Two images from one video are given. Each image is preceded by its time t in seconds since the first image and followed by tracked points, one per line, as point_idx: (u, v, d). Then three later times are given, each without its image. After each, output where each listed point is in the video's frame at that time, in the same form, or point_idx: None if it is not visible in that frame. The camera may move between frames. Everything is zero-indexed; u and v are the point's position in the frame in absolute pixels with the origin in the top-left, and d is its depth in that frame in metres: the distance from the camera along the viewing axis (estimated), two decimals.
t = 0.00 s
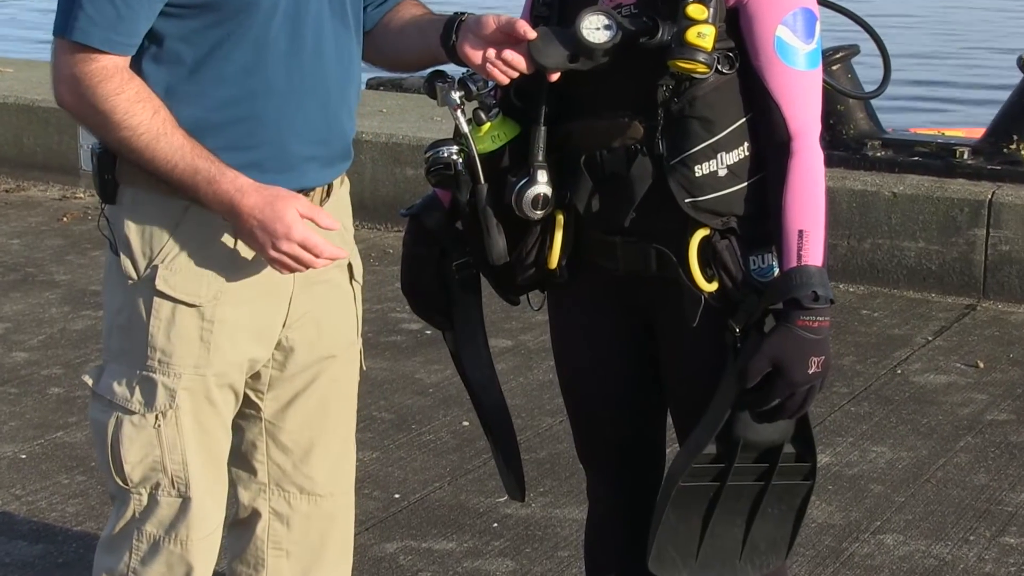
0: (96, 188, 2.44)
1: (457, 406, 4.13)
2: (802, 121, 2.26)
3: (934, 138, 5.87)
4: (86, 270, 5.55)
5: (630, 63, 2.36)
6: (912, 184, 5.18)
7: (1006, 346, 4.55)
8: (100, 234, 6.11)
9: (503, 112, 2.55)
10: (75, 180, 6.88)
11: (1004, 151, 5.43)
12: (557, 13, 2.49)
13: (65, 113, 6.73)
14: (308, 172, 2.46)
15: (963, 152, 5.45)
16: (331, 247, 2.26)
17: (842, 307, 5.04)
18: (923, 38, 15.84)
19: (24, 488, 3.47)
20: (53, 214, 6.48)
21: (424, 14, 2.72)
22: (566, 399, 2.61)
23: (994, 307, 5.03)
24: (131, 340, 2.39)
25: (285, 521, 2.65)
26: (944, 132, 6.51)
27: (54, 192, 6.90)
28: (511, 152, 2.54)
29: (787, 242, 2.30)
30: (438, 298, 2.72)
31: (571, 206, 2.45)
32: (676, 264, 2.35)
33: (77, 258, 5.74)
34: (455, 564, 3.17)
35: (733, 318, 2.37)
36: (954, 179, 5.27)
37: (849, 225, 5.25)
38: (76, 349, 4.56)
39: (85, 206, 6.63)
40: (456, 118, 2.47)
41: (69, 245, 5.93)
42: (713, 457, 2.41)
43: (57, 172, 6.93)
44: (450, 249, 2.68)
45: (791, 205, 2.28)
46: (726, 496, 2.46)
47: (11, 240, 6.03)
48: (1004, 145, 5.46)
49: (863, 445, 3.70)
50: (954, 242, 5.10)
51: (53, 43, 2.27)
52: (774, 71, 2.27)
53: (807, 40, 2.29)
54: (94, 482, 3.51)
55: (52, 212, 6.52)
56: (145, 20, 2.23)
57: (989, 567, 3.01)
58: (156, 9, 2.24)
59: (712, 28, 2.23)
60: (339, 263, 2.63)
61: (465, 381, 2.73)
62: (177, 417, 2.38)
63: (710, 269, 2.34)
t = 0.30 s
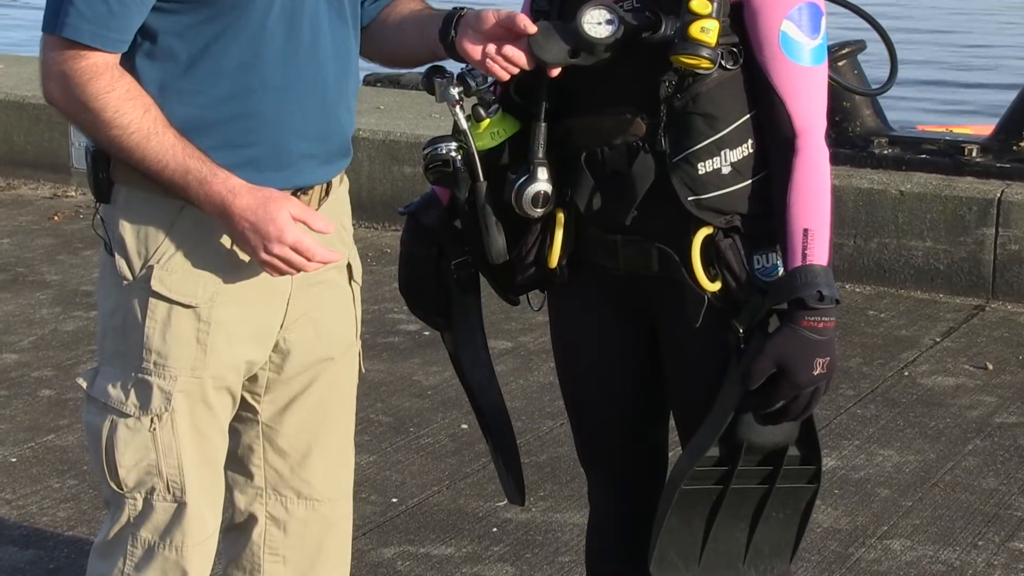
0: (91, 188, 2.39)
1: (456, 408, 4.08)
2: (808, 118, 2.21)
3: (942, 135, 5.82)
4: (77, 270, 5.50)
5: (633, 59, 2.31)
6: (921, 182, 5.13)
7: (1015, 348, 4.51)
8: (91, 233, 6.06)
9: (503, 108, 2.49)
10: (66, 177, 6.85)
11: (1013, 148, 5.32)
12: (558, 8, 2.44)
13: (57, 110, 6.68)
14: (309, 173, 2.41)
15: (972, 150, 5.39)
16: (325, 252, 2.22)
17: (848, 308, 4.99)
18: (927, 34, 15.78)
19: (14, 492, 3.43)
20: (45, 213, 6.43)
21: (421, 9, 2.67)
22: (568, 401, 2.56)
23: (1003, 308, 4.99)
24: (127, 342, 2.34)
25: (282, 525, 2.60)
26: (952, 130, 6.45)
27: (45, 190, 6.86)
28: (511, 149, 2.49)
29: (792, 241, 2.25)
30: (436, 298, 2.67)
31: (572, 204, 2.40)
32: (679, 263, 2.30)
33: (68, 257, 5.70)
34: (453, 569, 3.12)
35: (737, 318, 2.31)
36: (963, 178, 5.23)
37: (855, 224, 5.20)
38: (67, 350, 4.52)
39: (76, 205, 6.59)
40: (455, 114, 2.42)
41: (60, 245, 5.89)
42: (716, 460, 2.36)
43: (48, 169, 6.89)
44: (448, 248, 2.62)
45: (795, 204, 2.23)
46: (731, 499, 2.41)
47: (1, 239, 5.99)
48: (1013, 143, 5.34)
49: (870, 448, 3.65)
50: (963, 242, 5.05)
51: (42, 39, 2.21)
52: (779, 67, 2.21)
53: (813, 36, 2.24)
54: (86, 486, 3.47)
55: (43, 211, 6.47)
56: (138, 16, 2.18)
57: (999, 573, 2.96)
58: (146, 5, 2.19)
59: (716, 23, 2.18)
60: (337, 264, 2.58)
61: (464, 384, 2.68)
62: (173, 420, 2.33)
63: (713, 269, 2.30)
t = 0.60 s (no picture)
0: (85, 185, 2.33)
1: (455, 411, 4.03)
2: (814, 115, 2.16)
3: (951, 131, 5.76)
4: (69, 270, 5.45)
5: (635, 55, 2.26)
6: (929, 181, 5.08)
7: None
8: (83, 233, 6.02)
9: (503, 105, 2.44)
10: (57, 176, 6.82)
11: None
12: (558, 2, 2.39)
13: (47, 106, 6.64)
14: (306, 170, 2.36)
15: (981, 147, 5.34)
16: (325, 251, 2.17)
17: (855, 308, 4.94)
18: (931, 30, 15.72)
19: (5, 497, 3.41)
20: (36, 212, 6.38)
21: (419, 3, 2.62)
22: (569, 402, 2.51)
23: (1014, 308, 4.94)
24: (121, 343, 2.29)
25: (279, 530, 2.55)
26: (962, 127, 6.40)
27: (35, 188, 6.82)
28: (511, 146, 2.43)
29: (797, 240, 2.20)
30: (435, 298, 2.62)
31: (574, 203, 2.34)
32: (682, 263, 2.24)
33: (60, 256, 5.65)
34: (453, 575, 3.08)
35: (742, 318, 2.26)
36: (972, 176, 5.18)
37: (862, 223, 5.15)
38: (58, 352, 4.47)
39: (68, 203, 6.55)
40: (453, 110, 2.38)
41: (51, 244, 5.83)
42: (720, 463, 2.30)
43: (39, 166, 6.85)
44: (448, 247, 2.57)
45: (801, 203, 2.17)
46: (735, 503, 2.36)
47: None
48: None
49: (878, 452, 3.63)
50: (972, 241, 4.99)
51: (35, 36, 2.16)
52: (783, 62, 2.16)
53: (818, 31, 2.19)
54: (78, 490, 3.46)
55: (34, 210, 6.43)
56: (132, 12, 2.12)
57: None
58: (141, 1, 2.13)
59: (719, 18, 2.13)
60: (336, 263, 2.53)
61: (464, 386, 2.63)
62: (167, 422, 2.28)
63: (717, 268, 2.24)
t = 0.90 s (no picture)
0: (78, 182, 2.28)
1: (454, 413, 3.98)
2: (820, 112, 2.11)
3: (960, 128, 5.71)
4: (61, 269, 5.41)
5: (636, 51, 2.21)
6: (938, 179, 5.03)
7: None
8: (75, 232, 5.97)
9: (503, 102, 2.39)
10: (48, 174, 6.78)
11: None
12: None
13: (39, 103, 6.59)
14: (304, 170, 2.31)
15: (991, 145, 5.29)
16: (325, 253, 2.14)
17: (863, 309, 4.90)
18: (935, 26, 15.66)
19: None
20: (27, 211, 6.34)
21: None
22: (571, 403, 2.46)
23: None
24: (115, 344, 2.24)
25: (275, 534, 2.50)
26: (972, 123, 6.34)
27: (27, 186, 6.78)
28: (512, 144, 2.38)
29: (804, 240, 2.15)
30: (433, 299, 2.57)
31: (576, 201, 2.29)
32: (686, 262, 2.19)
33: (52, 255, 5.61)
34: None
35: (747, 319, 2.21)
36: (982, 173, 5.13)
37: (870, 222, 5.10)
38: (50, 353, 4.43)
39: (60, 202, 6.51)
40: (453, 108, 2.32)
41: (44, 244, 5.79)
42: (725, 467, 2.25)
43: (31, 165, 6.81)
44: (447, 247, 2.52)
45: (807, 202, 2.13)
46: (740, 508, 2.31)
47: None
48: None
49: (885, 455, 3.62)
50: (981, 240, 4.94)
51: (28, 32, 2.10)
52: (789, 58, 2.11)
53: (825, 26, 2.14)
54: (70, 494, 3.46)
55: (26, 208, 6.38)
56: (127, 10, 2.07)
57: None
58: None
59: (724, 14, 2.08)
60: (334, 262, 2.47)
61: (464, 388, 2.58)
62: (162, 423, 2.22)
63: (721, 268, 2.20)
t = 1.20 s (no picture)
0: (75, 181, 2.24)
1: (454, 415, 3.95)
2: (825, 110, 2.07)
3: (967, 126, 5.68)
4: (56, 269, 5.37)
5: (638, 47, 2.17)
6: (944, 177, 5.00)
7: None
8: (70, 231, 5.94)
9: (503, 99, 2.36)
10: (43, 172, 6.74)
11: None
12: None
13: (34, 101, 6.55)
14: (303, 167, 2.27)
15: (999, 144, 5.25)
16: (330, 252, 2.11)
17: (868, 309, 4.87)
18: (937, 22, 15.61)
19: None
20: (22, 209, 6.31)
21: None
22: (571, 405, 2.43)
23: None
24: (113, 345, 2.20)
25: (273, 537, 2.46)
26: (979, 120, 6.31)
27: (21, 185, 6.75)
28: (512, 142, 2.35)
29: (808, 240, 2.11)
30: (432, 299, 2.54)
31: (577, 200, 2.26)
32: (689, 263, 2.16)
33: (47, 254, 5.58)
34: None
35: (750, 320, 2.17)
36: (989, 172, 5.09)
37: (875, 221, 5.07)
38: (44, 354, 4.40)
39: (54, 201, 6.47)
40: (452, 105, 2.29)
41: (39, 243, 5.75)
42: (728, 470, 2.22)
43: (25, 163, 6.78)
44: (447, 246, 2.49)
45: (812, 201, 2.09)
46: (744, 511, 2.27)
47: None
48: None
49: (891, 457, 3.58)
50: (988, 240, 4.91)
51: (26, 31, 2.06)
52: (794, 55, 2.07)
53: (831, 23, 2.10)
54: (64, 497, 3.42)
55: (20, 207, 6.35)
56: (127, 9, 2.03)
57: None
58: None
59: (728, 10, 2.05)
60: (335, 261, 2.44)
61: (464, 390, 2.54)
62: (161, 426, 2.18)
63: (725, 269, 2.16)
